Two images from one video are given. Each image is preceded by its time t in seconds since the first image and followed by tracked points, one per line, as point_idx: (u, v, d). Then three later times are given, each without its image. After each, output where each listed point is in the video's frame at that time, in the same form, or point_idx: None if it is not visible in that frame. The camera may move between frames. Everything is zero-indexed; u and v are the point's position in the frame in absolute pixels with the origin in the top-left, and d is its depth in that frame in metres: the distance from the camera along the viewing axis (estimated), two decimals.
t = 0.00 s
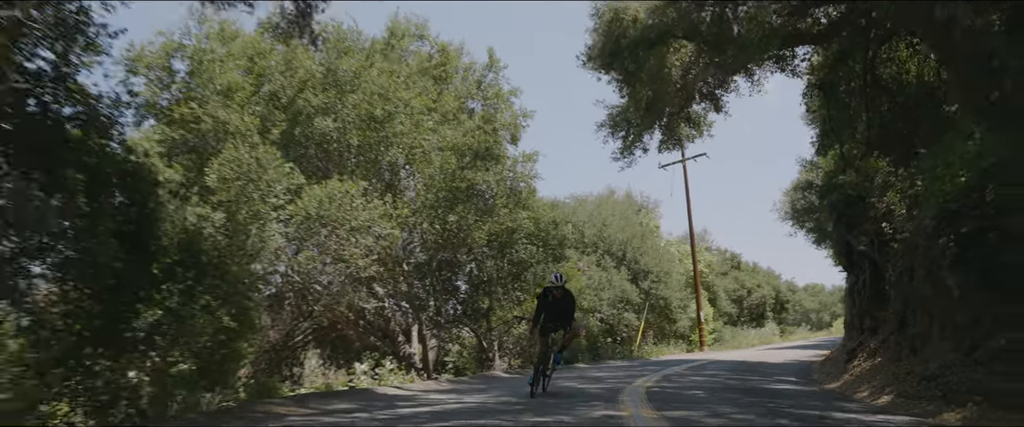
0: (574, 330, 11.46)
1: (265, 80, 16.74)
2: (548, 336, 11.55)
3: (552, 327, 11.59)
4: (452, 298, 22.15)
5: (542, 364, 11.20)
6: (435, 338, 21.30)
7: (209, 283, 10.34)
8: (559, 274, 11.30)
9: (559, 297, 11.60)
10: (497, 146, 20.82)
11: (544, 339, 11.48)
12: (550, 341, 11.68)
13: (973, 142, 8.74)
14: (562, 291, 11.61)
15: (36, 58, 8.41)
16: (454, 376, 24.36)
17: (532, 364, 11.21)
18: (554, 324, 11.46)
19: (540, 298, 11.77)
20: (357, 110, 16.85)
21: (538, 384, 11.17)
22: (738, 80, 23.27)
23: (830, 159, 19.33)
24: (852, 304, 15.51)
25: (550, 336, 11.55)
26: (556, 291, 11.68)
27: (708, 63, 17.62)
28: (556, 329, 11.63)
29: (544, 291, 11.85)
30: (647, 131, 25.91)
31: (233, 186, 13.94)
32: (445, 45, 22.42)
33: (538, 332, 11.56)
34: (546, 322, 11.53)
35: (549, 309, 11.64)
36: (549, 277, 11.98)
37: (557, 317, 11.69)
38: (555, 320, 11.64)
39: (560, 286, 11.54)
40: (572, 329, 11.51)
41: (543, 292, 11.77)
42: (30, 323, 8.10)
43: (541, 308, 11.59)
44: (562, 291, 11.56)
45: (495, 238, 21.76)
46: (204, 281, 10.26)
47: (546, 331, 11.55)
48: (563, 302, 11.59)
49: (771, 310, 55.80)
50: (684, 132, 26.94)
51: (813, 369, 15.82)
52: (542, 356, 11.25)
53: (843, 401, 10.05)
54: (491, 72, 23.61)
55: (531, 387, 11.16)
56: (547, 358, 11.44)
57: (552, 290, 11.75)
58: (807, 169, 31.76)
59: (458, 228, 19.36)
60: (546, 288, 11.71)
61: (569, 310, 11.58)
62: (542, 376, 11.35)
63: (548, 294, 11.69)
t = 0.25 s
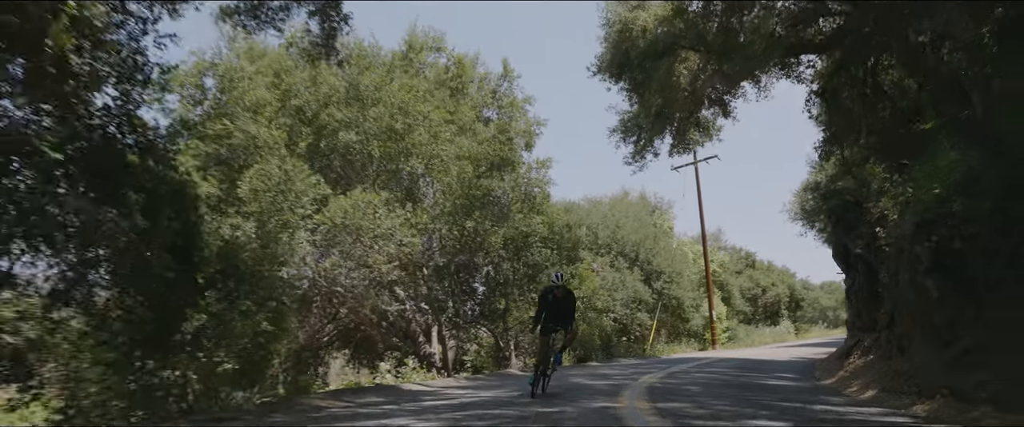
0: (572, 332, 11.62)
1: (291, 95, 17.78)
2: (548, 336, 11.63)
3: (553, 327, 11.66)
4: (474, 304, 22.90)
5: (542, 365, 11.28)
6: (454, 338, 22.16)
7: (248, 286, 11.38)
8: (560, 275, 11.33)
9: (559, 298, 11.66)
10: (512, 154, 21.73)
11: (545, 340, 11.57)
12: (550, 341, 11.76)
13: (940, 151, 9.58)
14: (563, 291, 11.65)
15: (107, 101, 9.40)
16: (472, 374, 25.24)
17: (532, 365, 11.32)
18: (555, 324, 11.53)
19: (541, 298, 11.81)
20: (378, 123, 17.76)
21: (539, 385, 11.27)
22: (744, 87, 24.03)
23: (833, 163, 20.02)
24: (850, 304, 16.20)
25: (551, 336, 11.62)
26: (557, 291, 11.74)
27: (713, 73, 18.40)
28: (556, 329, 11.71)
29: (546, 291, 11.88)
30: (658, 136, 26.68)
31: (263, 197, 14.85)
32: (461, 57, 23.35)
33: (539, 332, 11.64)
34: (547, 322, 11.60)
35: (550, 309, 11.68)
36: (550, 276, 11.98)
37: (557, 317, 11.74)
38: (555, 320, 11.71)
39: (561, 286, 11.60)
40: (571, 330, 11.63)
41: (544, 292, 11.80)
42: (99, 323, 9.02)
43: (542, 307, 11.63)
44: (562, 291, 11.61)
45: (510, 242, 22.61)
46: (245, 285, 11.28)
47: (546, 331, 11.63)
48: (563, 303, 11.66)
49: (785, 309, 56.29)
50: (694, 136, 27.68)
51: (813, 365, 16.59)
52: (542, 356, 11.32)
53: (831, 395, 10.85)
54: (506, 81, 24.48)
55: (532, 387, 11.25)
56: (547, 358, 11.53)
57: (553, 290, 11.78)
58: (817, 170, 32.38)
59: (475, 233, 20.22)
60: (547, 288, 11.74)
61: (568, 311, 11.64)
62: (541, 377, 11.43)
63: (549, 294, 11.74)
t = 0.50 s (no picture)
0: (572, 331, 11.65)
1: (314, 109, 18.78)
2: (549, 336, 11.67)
3: (553, 327, 11.67)
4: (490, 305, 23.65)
5: (542, 364, 11.37)
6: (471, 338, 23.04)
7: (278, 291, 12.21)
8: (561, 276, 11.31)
9: (558, 297, 11.61)
10: (525, 161, 22.57)
11: (545, 340, 11.59)
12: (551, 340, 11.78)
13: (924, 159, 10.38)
14: (563, 289, 11.57)
15: (159, 132, 10.03)
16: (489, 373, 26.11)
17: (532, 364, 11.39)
18: (556, 324, 11.55)
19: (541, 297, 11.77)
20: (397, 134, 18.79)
21: (538, 385, 11.41)
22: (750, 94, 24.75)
23: (836, 168, 20.72)
24: (847, 304, 16.93)
25: (551, 335, 11.64)
26: (557, 290, 11.67)
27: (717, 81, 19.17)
28: (557, 329, 11.72)
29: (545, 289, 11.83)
30: (667, 141, 27.46)
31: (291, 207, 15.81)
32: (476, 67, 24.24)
33: (540, 332, 11.67)
34: (547, 320, 11.63)
35: (550, 308, 11.68)
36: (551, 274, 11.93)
37: (557, 316, 11.73)
38: (556, 319, 11.72)
39: (561, 285, 11.50)
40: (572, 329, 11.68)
41: (544, 290, 11.76)
42: (157, 327, 10.11)
43: (542, 307, 11.65)
44: (561, 290, 11.49)
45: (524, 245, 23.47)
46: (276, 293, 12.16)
47: (547, 330, 11.67)
48: (563, 301, 11.61)
49: (799, 308, 56.78)
50: (703, 140, 28.43)
51: (814, 364, 17.29)
52: (542, 357, 11.38)
53: (821, 391, 11.59)
54: (519, 89, 25.36)
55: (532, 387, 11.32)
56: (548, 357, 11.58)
57: (553, 288, 11.74)
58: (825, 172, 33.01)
59: (489, 237, 21.10)
60: (546, 287, 11.70)
61: (569, 311, 11.62)
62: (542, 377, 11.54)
63: (549, 293, 11.71)
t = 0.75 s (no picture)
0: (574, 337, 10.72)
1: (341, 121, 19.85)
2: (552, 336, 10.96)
3: (557, 327, 10.80)
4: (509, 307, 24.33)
5: (543, 367, 10.74)
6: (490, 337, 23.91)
7: (313, 297, 13.19)
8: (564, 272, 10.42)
9: (562, 297, 10.72)
10: (542, 167, 23.40)
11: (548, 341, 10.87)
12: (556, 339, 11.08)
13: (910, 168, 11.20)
14: (566, 291, 10.68)
15: (208, 153, 11.10)
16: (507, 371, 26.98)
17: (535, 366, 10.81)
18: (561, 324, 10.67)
19: (546, 295, 10.93)
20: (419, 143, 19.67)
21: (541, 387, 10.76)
22: (761, 100, 25.42)
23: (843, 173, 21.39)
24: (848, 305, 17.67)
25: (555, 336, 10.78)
26: (561, 288, 10.77)
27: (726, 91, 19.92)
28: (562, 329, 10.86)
29: (551, 287, 10.98)
30: (681, 145, 28.20)
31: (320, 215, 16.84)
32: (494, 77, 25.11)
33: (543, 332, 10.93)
34: (550, 321, 10.80)
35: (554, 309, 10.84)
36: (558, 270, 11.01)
37: (561, 315, 10.85)
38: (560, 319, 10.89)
39: (565, 285, 10.63)
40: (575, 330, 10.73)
41: (549, 289, 10.93)
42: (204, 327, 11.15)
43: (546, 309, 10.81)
44: (564, 291, 10.63)
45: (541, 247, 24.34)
46: (307, 300, 13.00)
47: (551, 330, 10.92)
48: (565, 303, 10.70)
49: (817, 307, 57.12)
50: (716, 144, 29.13)
51: (819, 362, 17.98)
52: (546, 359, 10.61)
53: (819, 388, 12.28)
54: (536, 97, 26.25)
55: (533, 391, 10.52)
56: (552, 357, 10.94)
57: (559, 286, 10.83)
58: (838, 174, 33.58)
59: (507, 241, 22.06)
60: (551, 286, 10.82)
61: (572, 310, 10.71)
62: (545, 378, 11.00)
63: (554, 293, 10.82)
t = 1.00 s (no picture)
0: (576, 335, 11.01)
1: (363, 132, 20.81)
2: (553, 336, 11.17)
3: (558, 326, 11.07)
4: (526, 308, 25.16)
5: (546, 365, 10.89)
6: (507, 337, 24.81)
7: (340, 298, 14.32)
8: (565, 272, 10.68)
9: (564, 297, 11.00)
10: (556, 172, 24.23)
11: (550, 340, 11.08)
12: (556, 339, 11.29)
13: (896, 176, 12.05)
14: (568, 290, 10.95)
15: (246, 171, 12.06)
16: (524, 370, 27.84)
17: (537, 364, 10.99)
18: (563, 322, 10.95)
19: (548, 295, 11.23)
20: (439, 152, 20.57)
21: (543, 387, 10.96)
22: (769, 105, 26.13)
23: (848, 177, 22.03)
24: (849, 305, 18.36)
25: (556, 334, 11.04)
26: (563, 288, 11.06)
27: (733, 100, 20.66)
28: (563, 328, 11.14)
29: (552, 287, 11.29)
30: (692, 150, 28.95)
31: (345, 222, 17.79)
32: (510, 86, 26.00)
33: (545, 331, 11.17)
34: (552, 320, 11.06)
35: (556, 307, 11.12)
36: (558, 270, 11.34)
37: (562, 314, 11.14)
38: (561, 318, 11.16)
39: (567, 285, 10.91)
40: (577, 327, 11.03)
41: (550, 288, 11.22)
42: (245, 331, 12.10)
43: (548, 307, 11.10)
44: (566, 290, 10.91)
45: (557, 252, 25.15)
46: (334, 301, 14.14)
47: (552, 330, 11.14)
48: (568, 302, 11.00)
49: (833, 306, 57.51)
50: (727, 148, 29.83)
51: (824, 360, 18.69)
52: (546, 357, 10.86)
53: (815, 385, 13.02)
54: (550, 105, 27.10)
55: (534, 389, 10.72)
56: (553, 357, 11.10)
57: (559, 286, 11.14)
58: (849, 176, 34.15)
59: (524, 244, 22.90)
60: (553, 285, 11.13)
61: (574, 308, 11.01)
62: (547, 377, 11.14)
63: (556, 292, 11.13)
